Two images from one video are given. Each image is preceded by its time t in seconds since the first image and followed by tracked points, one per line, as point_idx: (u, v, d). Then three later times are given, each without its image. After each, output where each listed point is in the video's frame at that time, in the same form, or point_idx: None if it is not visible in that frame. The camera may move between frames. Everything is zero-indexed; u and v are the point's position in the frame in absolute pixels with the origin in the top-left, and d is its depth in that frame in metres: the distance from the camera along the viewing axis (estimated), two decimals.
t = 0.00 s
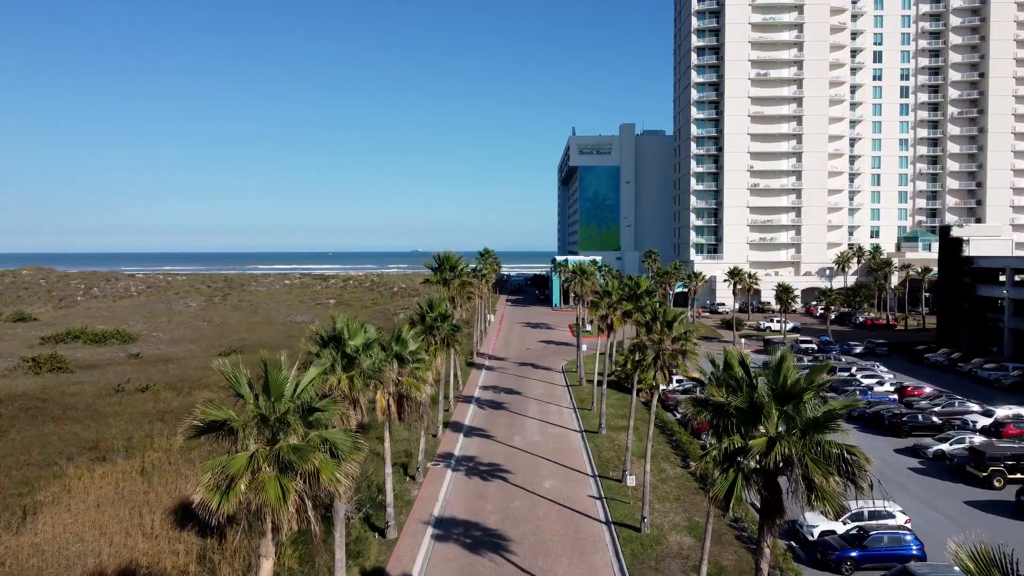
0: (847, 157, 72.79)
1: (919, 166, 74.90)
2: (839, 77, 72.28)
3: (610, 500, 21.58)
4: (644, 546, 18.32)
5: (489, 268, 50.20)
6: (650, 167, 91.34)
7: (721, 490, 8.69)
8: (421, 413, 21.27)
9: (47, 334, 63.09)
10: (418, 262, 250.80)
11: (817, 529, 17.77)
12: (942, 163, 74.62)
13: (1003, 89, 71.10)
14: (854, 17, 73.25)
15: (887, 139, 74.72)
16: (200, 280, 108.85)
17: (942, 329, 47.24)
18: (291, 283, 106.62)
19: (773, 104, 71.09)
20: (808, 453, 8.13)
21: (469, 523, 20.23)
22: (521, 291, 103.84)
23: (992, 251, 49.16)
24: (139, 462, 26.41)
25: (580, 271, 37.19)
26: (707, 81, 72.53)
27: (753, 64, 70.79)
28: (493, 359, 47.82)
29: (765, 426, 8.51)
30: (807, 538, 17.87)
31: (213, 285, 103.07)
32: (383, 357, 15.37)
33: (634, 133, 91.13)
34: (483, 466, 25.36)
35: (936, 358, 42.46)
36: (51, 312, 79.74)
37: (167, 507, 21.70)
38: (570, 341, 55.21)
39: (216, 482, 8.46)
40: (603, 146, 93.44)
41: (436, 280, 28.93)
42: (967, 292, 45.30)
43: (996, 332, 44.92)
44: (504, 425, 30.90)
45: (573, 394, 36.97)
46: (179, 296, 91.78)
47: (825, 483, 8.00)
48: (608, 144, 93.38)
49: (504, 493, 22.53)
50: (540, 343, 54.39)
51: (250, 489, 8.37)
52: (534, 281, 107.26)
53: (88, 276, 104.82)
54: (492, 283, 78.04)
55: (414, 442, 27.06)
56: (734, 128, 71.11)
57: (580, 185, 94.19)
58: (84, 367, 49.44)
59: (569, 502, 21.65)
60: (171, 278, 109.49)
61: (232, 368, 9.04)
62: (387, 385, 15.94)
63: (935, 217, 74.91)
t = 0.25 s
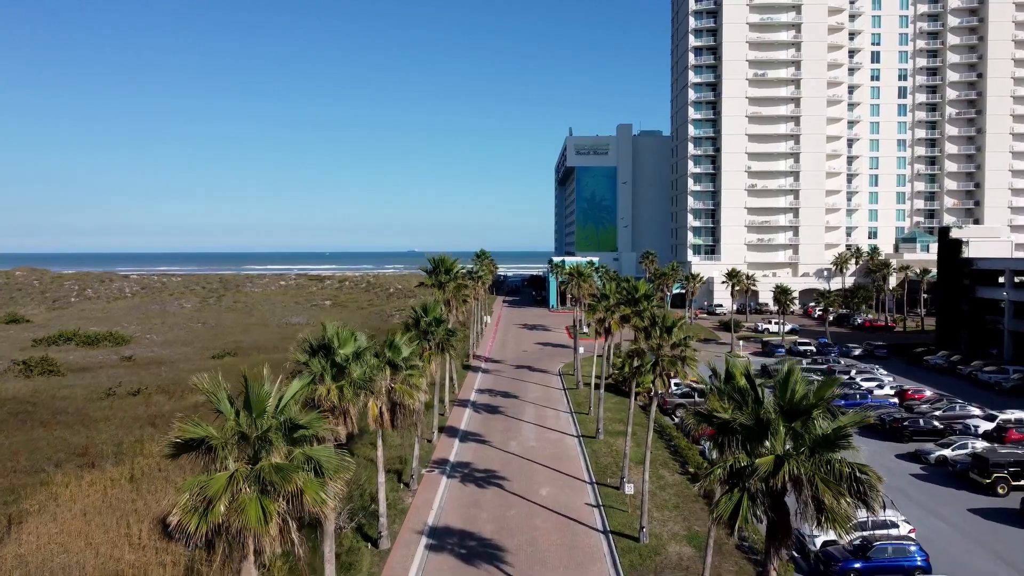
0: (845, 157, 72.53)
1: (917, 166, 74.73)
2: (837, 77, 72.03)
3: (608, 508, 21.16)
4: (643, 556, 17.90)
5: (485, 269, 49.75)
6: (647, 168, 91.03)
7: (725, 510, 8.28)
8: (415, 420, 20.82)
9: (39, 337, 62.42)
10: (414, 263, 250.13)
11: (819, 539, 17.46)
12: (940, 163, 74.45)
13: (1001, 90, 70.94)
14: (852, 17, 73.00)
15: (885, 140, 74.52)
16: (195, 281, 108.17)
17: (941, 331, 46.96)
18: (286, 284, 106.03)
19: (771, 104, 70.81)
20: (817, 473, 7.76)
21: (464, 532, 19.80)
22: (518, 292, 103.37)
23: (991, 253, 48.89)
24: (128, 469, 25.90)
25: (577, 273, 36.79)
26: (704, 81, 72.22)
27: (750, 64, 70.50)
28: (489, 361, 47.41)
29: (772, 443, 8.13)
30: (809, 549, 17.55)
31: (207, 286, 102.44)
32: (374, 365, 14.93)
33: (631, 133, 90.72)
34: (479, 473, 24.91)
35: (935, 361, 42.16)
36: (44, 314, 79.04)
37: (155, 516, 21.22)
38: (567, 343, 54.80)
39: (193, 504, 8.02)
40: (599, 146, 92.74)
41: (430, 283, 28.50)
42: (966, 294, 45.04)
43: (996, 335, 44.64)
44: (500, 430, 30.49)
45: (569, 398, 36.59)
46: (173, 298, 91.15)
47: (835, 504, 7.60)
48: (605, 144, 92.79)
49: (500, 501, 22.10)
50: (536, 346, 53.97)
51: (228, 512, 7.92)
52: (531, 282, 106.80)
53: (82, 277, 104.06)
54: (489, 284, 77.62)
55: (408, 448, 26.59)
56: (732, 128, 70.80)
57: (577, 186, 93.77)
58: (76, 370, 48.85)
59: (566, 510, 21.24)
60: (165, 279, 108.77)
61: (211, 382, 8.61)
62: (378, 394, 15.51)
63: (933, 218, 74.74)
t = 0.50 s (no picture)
0: (842, 158, 72.39)
1: (915, 167, 74.61)
2: (835, 77, 71.82)
3: (605, 516, 20.79)
4: (641, 566, 17.55)
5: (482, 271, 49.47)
6: (645, 168, 90.87)
7: (730, 531, 7.92)
8: (410, 427, 20.45)
9: (32, 338, 61.89)
10: (411, 263, 249.55)
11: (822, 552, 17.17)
12: (938, 164, 74.30)
13: (999, 90, 70.80)
14: (850, 17, 72.82)
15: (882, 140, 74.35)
16: (190, 282, 107.55)
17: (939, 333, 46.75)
18: (282, 284, 105.48)
19: (768, 104, 70.58)
20: (826, 492, 7.46)
21: (458, 541, 19.44)
22: (515, 293, 103.01)
23: (990, 254, 48.69)
24: (117, 474, 25.53)
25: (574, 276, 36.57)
26: (702, 81, 71.99)
27: (748, 64, 70.28)
28: (486, 363, 47.07)
29: (779, 460, 7.84)
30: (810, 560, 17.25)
31: (203, 288, 101.93)
32: (366, 373, 14.57)
33: (628, 133, 90.53)
34: (474, 478, 24.55)
35: (935, 363, 41.91)
36: (38, 315, 78.44)
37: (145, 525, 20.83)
38: (564, 345, 54.48)
39: (171, 524, 7.67)
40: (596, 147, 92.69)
41: (425, 286, 28.13)
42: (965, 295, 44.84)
43: (995, 336, 44.40)
44: (496, 434, 30.15)
45: (567, 401, 36.27)
46: (169, 299, 90.60)
47: (844, 525, 7.26)
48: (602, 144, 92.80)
49: (496, 509, 21.72)
50: (533, 347, 53.66)
51: (207, 535, 7.58)
52: (528, 283, 106.45)
53: (77, 278, 103.40)
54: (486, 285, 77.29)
55: (402, 454, 26.22)
56: (729, 129, 70.54)
57: (574, 186, 93.54)
58: (68, 372, 48.38)
59: (563, 518, 20.90)
60: (160, 280, 108.14)
61: (190, 397, 8.30)
62: (370, 404, 15.10)
63: (930, 219, 74.60)
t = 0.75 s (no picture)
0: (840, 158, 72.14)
1: (912, 168, 74.42)
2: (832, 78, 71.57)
3: (603, 526, 20.37)
4: None
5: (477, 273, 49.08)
6: (641, 169, 90.60)
7: (734, 557, 7.53)
8: (402, 435, 19.98)
9: (23, 341, 61.19)
10: (407, 263, 249.00)
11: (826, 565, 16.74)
12: (935, 165, 74.13)
13: (996, 91, 70.64)
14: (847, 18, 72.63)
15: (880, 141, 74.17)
16: (184, 283, 106.81)
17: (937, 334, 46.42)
18: (278, 285, 104.87)
19: (765, 105, 70.31)
20: (837, 517, 7.11)
21: (452, 552, 18.96)
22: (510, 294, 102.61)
23: (988, 256, 48.45)
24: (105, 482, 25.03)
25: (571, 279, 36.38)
26: (699, 81, 71.68)
27: (745, 64, 70.01)
28: (481, 366, 46.66)
29: (787, 481, 7.55)
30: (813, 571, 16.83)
31: (197, 289, 101.21)
32: (355, 383, 14.12)
33: (625, 134, 90.24)
34: (469, 486, 24.08)
35: (934, 365, 41.63)
36: (30, 317, 77.73)
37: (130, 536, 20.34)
38: (561, 347, 54.11)
39: (142, 552, 7.25)
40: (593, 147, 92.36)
41: (419, 289, 27.69)
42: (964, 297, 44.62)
43: (994, 338, 44.15)
44: (491, 439, 29.71)
45: (563, 404, 35.88)
46: (163, 300, 89.90)
47: (856, 551, 6.89)
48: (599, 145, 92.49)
49: (491, 517, 21.30)
50: (530, 349, 53.27)
51: (179, 565, 7.15)
52: (524, 284, 106.07)
53: (70, 279, 102.59)
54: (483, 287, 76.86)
55: (395, 461, 25.75)
56: (726, 129, 70.25)
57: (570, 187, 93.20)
58: (59, 375, 47.80)
59: (560, 527, 20.47)
60: (154, 281, 107.38)
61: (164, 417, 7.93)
62: (359, 414, 14.64)
63: (928, 219, 74.42)
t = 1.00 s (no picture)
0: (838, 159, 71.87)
1: (911, 168, 74.15)
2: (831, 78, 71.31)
3: (601, 534, 20.01)
4: None
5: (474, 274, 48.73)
6: (639, 169, 90.33)
7: None
8: (395, 442, 19.57)
9: (16, 343, 60.62)
10: (405, 263, 248.48)
11: None
12: (934, 165, 73.91)
13: (995, 91, 70.44)
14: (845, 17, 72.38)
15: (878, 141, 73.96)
16: (180, 284, 106.23)
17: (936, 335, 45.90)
18: (274, 286, 104.36)
19: (764, 105, 70.01)
20: (849, 541, 6.97)
21: (447, 562, 18.58)
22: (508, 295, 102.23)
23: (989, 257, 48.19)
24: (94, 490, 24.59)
25: (568, 280, 36.26)
26: (697, 81, 71.34)
27: (743, 64, 69.71)
28: (478, 368, 46.30)
29: (798, 503, 7.41)
30: None
31: (193, 290, 100.62)
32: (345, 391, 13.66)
33: (622, 134, 89.95)
34: (465, 492, 23.71)
35: (934, 367, 41.33)
36: (24, 318, 77.11)
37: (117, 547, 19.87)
38: (558, 349, 53.77)
39: None
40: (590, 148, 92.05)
41: (414, 292, 27.28)
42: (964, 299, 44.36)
43: (995, 340, 43.88)
44: (488, 443, 29.34)
45: (561, 408, 35.55)
46: (158, 301, 89.34)
47: None
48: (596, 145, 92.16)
49: (488, 525, 20.94)
50: (527, 351, 52.93)
51: None
52: (522, 284, 105.69)
53: (65, 280, 101.92)
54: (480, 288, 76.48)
55: (390, 467, 25.34)
56: (725, 129, 69.97)
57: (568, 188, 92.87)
58: (52, 378, 47.32)
59: (557, 535, 20.16)
60: (150, 282, 106.77)
61: (140, 435, 7.57)
62: (350, 424, 14.23)
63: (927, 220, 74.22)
